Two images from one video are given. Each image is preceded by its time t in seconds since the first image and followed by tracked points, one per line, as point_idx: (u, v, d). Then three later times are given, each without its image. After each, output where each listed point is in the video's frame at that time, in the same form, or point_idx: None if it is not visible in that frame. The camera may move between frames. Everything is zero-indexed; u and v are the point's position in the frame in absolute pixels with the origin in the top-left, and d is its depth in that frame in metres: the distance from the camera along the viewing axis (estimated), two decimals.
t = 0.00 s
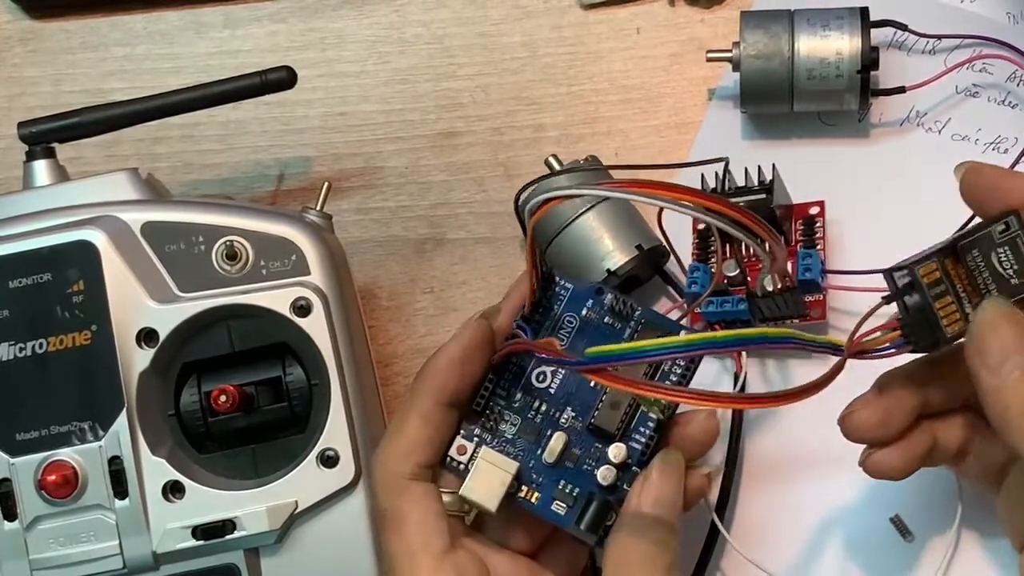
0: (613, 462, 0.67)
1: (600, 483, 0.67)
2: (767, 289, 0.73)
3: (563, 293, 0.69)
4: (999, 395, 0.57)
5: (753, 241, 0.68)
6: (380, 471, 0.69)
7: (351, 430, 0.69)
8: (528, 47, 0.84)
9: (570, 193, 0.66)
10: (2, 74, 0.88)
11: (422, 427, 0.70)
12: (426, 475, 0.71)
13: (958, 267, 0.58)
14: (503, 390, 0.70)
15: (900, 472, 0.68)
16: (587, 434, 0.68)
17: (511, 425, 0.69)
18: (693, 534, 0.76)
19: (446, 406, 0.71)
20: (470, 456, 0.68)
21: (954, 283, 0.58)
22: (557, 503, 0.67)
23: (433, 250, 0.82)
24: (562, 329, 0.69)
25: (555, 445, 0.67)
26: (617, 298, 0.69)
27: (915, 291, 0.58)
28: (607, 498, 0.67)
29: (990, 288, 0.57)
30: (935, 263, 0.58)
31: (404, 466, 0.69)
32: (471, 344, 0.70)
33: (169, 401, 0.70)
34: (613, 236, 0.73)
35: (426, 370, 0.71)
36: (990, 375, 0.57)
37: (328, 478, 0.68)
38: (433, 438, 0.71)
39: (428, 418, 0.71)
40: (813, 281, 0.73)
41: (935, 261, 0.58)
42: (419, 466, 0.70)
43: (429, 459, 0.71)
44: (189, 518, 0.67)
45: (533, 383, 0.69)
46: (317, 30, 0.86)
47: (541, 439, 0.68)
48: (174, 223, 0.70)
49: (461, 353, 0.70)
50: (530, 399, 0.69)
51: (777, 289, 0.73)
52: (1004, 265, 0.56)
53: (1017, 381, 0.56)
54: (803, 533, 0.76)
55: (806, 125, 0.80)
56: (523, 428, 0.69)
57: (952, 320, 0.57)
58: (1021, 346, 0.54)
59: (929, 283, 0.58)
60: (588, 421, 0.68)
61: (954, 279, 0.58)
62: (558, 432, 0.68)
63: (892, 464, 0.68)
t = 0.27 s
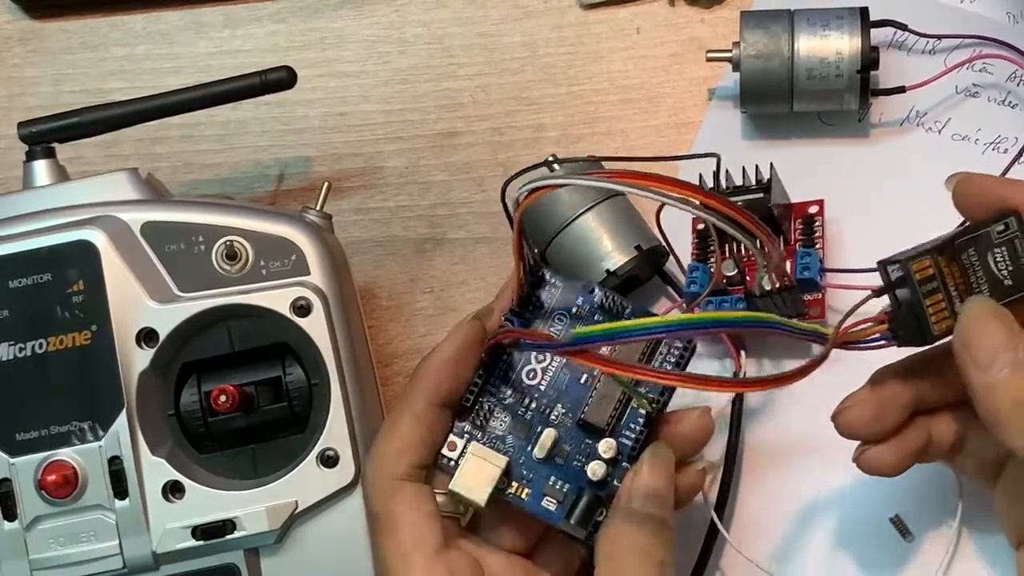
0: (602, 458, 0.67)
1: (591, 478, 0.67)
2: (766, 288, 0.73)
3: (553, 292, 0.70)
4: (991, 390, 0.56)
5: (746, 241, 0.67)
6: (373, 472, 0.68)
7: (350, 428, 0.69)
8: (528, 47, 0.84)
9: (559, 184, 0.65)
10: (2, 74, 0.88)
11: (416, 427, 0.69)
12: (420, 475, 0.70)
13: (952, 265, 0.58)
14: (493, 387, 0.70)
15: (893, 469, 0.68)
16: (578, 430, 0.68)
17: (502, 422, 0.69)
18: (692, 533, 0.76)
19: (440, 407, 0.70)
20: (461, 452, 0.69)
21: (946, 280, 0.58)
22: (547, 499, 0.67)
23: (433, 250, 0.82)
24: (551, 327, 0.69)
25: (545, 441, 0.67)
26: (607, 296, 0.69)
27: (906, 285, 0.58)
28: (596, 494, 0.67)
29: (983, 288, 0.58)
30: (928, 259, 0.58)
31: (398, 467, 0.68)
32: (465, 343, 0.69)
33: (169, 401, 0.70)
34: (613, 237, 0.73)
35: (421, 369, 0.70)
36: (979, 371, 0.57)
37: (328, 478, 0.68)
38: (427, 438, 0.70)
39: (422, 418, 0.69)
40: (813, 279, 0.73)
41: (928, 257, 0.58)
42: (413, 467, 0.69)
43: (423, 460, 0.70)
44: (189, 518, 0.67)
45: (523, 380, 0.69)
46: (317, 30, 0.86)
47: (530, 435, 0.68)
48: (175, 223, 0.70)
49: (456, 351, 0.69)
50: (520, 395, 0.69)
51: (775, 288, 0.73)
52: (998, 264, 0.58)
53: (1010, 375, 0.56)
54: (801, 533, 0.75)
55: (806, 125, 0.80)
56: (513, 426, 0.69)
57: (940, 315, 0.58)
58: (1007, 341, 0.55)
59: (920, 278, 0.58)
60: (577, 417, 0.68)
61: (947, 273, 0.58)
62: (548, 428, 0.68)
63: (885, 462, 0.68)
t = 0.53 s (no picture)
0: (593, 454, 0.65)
1: (580, 474, 0.65)
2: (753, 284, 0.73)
3: (546, 293, 0.69)
4: (981, 402, 0.57)
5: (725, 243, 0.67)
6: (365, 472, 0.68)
7: (351, 428, 0.69)
8: (528, 47, 0.84)
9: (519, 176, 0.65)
10: (2, 74, 0.88)
11: (410, 428, 0.69)
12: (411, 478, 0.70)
13: (907, 289, 0.57)
14: (485, 389, 0.69)
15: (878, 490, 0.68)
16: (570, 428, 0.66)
17: (494, 423, 0.68)
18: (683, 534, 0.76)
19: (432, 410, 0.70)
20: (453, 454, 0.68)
21: (900, 303, 0.57)
22: (538, 498, 0.65)
23: (433, 250, 0.82)
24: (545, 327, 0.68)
25: (536, 441, 0.66)
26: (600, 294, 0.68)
27: (861, 310, 0.57)
28: (586, 490, 0.65)
29: (943, 312, 0.57)
30: (880, 282, 0.57)
31: (389, 467, 0.68)
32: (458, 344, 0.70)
33: (169, 401, 0.70)
34: (612, 238, 0.73)
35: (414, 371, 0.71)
36: (972, 381, 0.57)
37: (328, 478, 0.68)
38: (422, 439, 0.70)
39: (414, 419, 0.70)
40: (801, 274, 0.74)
41: (880, 281, 0.57)
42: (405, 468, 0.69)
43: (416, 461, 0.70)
44: (189, 518, 0.67)
45: (517, 380, 0.68)
46: (317, 30, 0.86)
47: (521, 434, 0.67)
48: (175, 224, 0.70)
49: (449, 352, 0.70)
50: (513, 395, 0.68)
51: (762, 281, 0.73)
52: (956, 289, 0.57)
53: (1001, 387, 0.56)
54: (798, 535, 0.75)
55: (806, 125, 0.80)
56: (506, 426, 0.68)
57: (899, 338, 0.57)
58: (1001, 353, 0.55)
59: (872, 302, 0.57)
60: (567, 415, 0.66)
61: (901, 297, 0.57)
62: (540, 427, 0.67)
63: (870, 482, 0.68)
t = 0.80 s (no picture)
0: (598, 453, 0.64)
1: (585, 472, 0.64)
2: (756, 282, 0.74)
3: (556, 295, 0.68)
4: (988, 392, 0.56)
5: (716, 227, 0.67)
6: (368, 470, 0.68)
7: (351, 428, 0.69)
8: (528, 47, 0.84)
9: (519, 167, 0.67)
10: (3, 74, 0.88)
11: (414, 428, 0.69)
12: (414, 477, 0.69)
13: (917, 279, 0.57)
14: (492, 388, 0.68)
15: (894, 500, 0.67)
16: (576, 429, 0.65)
17: (500, 423, 0.67)
18: (682, 535, 0.76)
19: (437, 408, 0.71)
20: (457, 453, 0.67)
21: (910, 290, 0.57)
22: (542, 498, 0.64)
23: (433, 250, 0.82)
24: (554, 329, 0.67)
25: (542, 440, 0.65)
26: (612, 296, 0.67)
27: (872, 295, 0.57)
28: (591, 489, 0.64)
29: (952, 304, 0.57)
30: (891, 269, 0.57)
31: (393, 465, 0.68)
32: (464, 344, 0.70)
33: (169, 401, 0.70)
34: (612, 238, 0.73)
35: (418, 372, 0.71)
36: (980, 372, 0.56)
37: (328, 478, 0.68)
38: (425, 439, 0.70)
39: (417, 419, 0.70)
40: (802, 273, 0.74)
41: (890, 267, 0.57)
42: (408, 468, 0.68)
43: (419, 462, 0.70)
44: (189, 518, 0.67)
45: (524, 381, 0.67)
46: (317, 30, 0.86)
47: (527, 434, 0.66)
48: (175, 223, 0.70)
49: (453, 352, 0.70)
50: (520, 396, 0.67)
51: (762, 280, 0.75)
52: (965, 284, 0.58)
53: (1005, 380, 0.55)
54: (800, 535, 0.75)
55: (806, 126, 0.80)
56: (511, 426, 0.66)
57: (911, 322, 0.56)
58: (1011, 344, 0.54)
59: (885, 287, 0.57)
60: (575, 415, 0.65)
61: (913, 285, 0.57)
62: (546, 427, 0.65)
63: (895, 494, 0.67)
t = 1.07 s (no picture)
0: (606, 454, 0.64)
1: (591, 471, 0.64)
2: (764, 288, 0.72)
3: (577, 304, 0.69)
4: (992, 375, 0.58)
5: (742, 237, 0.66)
6: (378, 467, 0.69)
7: (351, 427, 0.69)
8: (528, 47, 0.84)
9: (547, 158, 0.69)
10: (2, 74, 0.88)
11: (427, 429, 0.70)
12: (425, 478, 0.71)
13: (907, 246, 0.66)
14: (508, 390, 0.69)
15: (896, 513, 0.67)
16: (587, 431, 0.66)
17: (513, 423, 0.68)
18: (683, 534, 0.76)
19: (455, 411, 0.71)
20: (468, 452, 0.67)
21: (902, 254, 0.65)
22: (549, 497, 0.64)
23: (433, 251, 0.82)
24: (572, 336, 0.68)
25: (553, 441, 0.65)
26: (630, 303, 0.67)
27: (866, 256, 0.65)
28: (598, 490, 0.64)
29: (939, 273, 0.65)
30: (885, 234, 0.66)
31: (404, 465, 0.69)
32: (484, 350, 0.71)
33: (169, 401, 0.70)
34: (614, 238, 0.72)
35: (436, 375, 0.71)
36: (984, 357, 0.58)
37: (328, 478, 0.68)
38: (437, 441, 0.71)
39: (433, 422, 0.71)
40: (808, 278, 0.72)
41: (885, 233, 0.66)
42: (418, 468, 0.70)
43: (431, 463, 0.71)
44: (189, 518, 0.67)
45: (540, 385, 0.68)
46: (317, 30, 0.86)
47: (539, 436, 0.66)
48: (175, 223, 0.70)
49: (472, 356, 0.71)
50: (535, 399, 0.67)
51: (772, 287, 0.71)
52: (949, 260, 0.66)
53: (1012, 362, 0.57)
54: (802, 537, 0.75)
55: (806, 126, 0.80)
56: (523, 427, 0.67)
57: (900, 283, 0.64)
58: (1016, 329, 0.58)
59: (877, 249, 0.65)
60: (588, 418, 0.66)
61: (905, 248, 0.66)
62: (558, 429, 0.66)
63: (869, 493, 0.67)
